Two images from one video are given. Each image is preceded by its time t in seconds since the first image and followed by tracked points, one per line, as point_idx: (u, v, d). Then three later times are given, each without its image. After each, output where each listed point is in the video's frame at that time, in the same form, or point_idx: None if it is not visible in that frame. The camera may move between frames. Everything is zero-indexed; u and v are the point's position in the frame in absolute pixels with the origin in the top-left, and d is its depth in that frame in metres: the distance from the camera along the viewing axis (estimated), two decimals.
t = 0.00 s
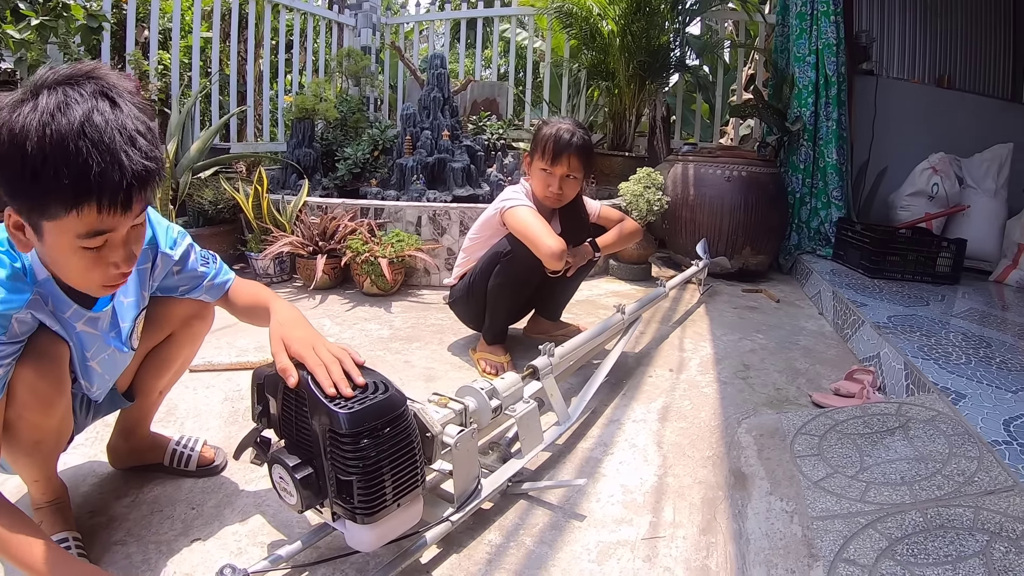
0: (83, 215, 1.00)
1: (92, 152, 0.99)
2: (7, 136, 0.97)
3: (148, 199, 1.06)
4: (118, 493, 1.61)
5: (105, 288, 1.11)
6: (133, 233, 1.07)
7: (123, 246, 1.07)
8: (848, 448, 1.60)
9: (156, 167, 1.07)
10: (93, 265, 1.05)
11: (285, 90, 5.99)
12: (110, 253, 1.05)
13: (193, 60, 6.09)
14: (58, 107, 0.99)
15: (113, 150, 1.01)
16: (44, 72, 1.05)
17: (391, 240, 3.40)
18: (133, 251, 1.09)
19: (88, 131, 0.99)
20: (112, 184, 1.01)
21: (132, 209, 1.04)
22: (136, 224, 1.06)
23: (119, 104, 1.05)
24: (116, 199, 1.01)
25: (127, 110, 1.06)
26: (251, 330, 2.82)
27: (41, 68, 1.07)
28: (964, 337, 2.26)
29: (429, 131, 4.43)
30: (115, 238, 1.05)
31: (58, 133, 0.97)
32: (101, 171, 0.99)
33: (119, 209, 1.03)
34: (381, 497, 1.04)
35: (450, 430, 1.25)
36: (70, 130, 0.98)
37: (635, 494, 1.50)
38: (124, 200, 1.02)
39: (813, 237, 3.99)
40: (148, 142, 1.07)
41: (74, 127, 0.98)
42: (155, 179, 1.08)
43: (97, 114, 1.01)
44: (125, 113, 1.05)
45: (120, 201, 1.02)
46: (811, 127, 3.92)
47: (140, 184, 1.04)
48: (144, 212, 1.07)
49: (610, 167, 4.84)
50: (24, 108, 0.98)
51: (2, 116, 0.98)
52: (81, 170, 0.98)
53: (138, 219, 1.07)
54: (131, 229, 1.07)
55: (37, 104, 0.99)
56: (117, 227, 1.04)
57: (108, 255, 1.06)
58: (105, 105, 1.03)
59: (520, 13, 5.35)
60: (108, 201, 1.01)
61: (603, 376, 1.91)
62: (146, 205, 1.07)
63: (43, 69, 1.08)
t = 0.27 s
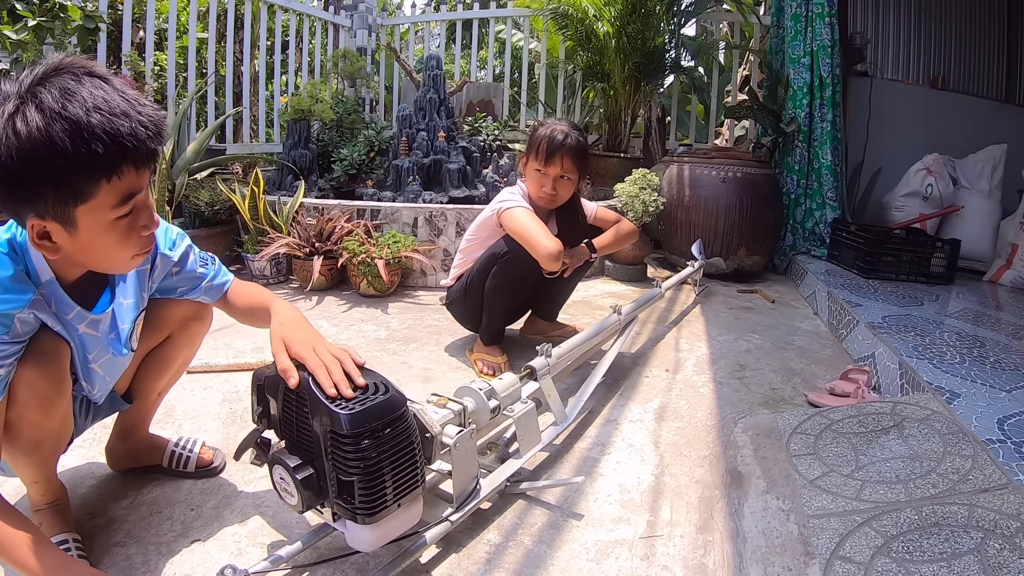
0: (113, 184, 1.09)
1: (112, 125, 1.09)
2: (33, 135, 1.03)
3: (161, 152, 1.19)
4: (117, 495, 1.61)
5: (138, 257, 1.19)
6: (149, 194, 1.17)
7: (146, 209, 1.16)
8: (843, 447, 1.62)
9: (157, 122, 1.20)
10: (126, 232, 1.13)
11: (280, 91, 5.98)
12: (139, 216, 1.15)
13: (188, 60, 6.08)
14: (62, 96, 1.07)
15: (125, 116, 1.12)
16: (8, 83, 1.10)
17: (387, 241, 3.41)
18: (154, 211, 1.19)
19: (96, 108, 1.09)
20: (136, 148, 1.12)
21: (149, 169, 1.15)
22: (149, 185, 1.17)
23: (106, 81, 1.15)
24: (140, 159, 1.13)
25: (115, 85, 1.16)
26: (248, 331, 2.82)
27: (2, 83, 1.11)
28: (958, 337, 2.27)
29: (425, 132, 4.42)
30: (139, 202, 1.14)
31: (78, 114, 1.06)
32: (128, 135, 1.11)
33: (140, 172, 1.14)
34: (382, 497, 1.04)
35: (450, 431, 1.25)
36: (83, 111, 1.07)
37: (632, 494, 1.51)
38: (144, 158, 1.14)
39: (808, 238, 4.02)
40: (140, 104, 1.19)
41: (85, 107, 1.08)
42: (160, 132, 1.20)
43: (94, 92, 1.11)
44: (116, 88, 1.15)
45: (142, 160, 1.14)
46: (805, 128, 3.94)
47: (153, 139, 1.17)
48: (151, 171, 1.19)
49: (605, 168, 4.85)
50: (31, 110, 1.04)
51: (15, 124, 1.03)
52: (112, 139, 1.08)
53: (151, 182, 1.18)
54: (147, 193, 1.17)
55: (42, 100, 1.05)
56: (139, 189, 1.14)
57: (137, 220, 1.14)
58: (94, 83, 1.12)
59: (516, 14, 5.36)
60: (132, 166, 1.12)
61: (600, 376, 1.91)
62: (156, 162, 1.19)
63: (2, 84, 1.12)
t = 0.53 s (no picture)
0: (117, 188, 1.10)
1: (115, 127, 1.10)
2: (36, 138, 1.04)
3: (164, 154, 1.20)
4: (121, 495, 1.62)
5: (141, 260, 1.21)
6: (152, 197, 1.18)
7: (150, 212, 1.17)
8: (842, 445, 1.63)
9: (160, 124, 1.21)
10: (129, 236, 1.14)
11: (279, 93, 5.98)
12: (143, 220, 1.16)
13: (187, 62, 6.08)
14: (65, 99, 1.08)
15: (128, 118, 1.13)
16: (11, 85, 1.11)
17: (387, 242, 3.42)
18: (156, 214, 1.20)
19: (100, 111, 1.10)
20: (140, 150, 1.12)
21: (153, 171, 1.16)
22: (152, 187, 1.18)
23: (108, 83, 1.16)
24: (144, 161, 1.14)
25: (118, 87, 1.17)
26: (249, 332, 2.82)
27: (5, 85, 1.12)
28: (956, 336, 2.29)
29: (424, 134, 4.43)
30: (143, 205, 1.15)
31: (82, 117, 1.07)
32: (132, 137, 1.11)
33: (143, 175, 1.14)
34: (387, 496, 1.05)
35: (453, 430, 1.26)
36: (87, 113, 1.08)
37: (633, 492, 1.52)
38: (148, 160, 1.15)
39: (806, 238, 4.04)
40: (143, 106, 1.20)
41: (89, 110, 1.09)
42: (163, 135, 1.21)
43: (97, 94, 1.12)
44: (119, 90, 1.16)
45: (146, 162, 1.15)
46: (803, 130, 3.95)
47: (156, 141, 1.18)
48: (154, 173, 1.20)
49: (604, 169, 4.86)
50: (33, 113, 1.05)
51: (17, 127, 1.04)
52: (116, 142, 1.09)
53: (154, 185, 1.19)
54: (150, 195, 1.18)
55: (45, 103, 1.06)
56: (143, 191, 1.15)
57: (140, 223, 1.15)
58: (97, 85, 1.13)
59: (515, 16, 5.37)
60: (135, 168, 1.12)
61: (600, 376, 1.93)
62: (159, 164, 1.20)
63: (4, 87, 1.13)
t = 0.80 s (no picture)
0: (126, 192, 1.12)
1: (124, 131, 1.11)
2: (43, 143, 1.05)
3: (173, 157, 1.22)
4: (131, 495, 1.64)
5: (152, 264, 1.23)
6: (162, 201, 1.20)
7: (160, 216, 1.19)
8: (844, 443, 1.65)
9: (169, 128, 1.23)
10: (140, 242, 1.16)
11: (281, 95, 6.01)
12: (153, 224, 1.18)
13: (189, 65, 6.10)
14: (72, 103, 1.10)
15: (136, 122, 1.15)
16: (19, 90, 1.13)
17: (391, 244, 3.44)
18: (167, 218, 1.22)
19: (107, 114, 1.11)
20: (148, 154, 1.14)
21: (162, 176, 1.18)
22: (162, 191, 1.20)
23: (117, 87, 1.17)
24: (153, 165, 1.16)
25: (127, 91, 1.18)
26: (254, 334, 2.84)
27: (14, 90, 1.14)
28: (956, 335, 2.31)
29: (426, 136, 4.46)
30: (153, 209, 1.17)
31: (89, 121, 1.09)
32: (139, 141, 1.13)
33: (152, 180, 1.16)
34: (398, 493, 1.08)
35: (461, 428, 1.28)
36: (94, 117, 1.10)
37: (638, 490, 1.54)
38: (157, 164, 1.17)
39: (806, 239, 4.06)
40: (152, 109, 1.21)
41: (96, 113, 1.10)
42: (172, 137, 1.23)
43: (104, 97, 1.13)
44: (128, 94, 1.18)
45: (155, 166, 1.16)
46: (803, 131, 3.98)
47: (165, 144, 1.19)
48: (164, 177, 1.21)
49: (605, 171, 4.89)
50: (40, 117, 1.07)
51: (24, 132, 1.06)
52: (123, 146, 1.10)
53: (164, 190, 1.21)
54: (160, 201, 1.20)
55: (52, 108, 1.08)
56: (152, 196, 1.17)
57: (151, 228, 1.18)
58: (105, 89, 1.15)
59: (516, 19, 5.40)
60: (145, 172, 1.14)
61: (604, 376, 1.95)
62: (169, 167, 1.22)
63: (13, 91, 1.15)
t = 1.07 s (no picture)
0: (139, 196, 1.14)
1: (136, 135, 1.13)
2: (56, 147, 1.07)
3: (185, 160, 1.23)
4: (141, 496, 1.67)
5: (166, 267, 1.25)
6: (174, 204, 1.22)
7: (173, 219, 1.21)
8: (846, 442, 1.67)
9: (180, 131, 1.24)
10: (154, 244, 1.18)
11: (284, 99, 6.04)
12: (166, 227, 1.20)
13: (192, 69, 6.13)
14: (84, 108, 1.11)
15: (148, 126, 1.16)
16: (32, 94, 1.15)
17: (395, 247, 3.46)
18: (180, 221, 1.24)
19: (120, 119, 1.13)
20: (161, 158, 1.16)
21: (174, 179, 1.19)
22: (174, 195, 1.22)
23: (129, 91, 1.19)
24: (165, 169, 1.17)
25: (139, 95, 1.20)
26: (260, 336, 2.87)
27: (26, 95, 1.15)
28: (957, 336, 2.33)
29: (429, 139, 4.48)
30: (166, 212, 1.19)
31: (102, 125, 1.10)
32: (152, 145, 1.14)
33: (165, 183, 1.18)
34: (410, 491, 1.10)
35: (469, 429, 1.31)
36: (107, 121, 1.11)
37: (643, 489, 1.56)
38: (169, 167, 1.18)
39: (808, 240, 4.07)
40: (163, 113, 1.23)
41: (108, 118, 1.12)
42: (184, 140, 1.25)
43: (117, 102, 1.15)
44: (140, 98, 1.20)
45: (167, 170, 1.18)
46: (804, 133, 4.00)
47: (177, 148, 1.21)
48: (176, 180, 1.23)
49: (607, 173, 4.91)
50: (53, 122, 1.09)
51: (37, 137, 1.07)
52: (136, 149, 1.12)
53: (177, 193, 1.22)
54: (173, 204, 1.22)
55: (65, 112, 1.10)
56: (165, 199, 1.18)
57: (164, 231, 1.19)
58: (117, 93, 1.16)
59: (517, 22, 5.43)
60: (157, 175, 1.16)
61: (609, 377, 1.97)
62: (181, 170, 1.24)
63: (26, 96, 1.17)
